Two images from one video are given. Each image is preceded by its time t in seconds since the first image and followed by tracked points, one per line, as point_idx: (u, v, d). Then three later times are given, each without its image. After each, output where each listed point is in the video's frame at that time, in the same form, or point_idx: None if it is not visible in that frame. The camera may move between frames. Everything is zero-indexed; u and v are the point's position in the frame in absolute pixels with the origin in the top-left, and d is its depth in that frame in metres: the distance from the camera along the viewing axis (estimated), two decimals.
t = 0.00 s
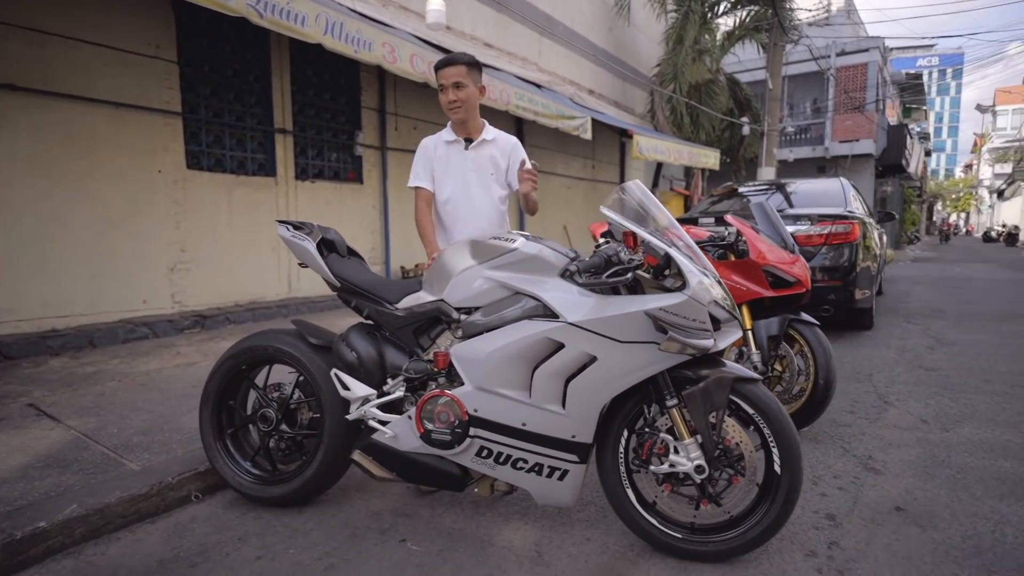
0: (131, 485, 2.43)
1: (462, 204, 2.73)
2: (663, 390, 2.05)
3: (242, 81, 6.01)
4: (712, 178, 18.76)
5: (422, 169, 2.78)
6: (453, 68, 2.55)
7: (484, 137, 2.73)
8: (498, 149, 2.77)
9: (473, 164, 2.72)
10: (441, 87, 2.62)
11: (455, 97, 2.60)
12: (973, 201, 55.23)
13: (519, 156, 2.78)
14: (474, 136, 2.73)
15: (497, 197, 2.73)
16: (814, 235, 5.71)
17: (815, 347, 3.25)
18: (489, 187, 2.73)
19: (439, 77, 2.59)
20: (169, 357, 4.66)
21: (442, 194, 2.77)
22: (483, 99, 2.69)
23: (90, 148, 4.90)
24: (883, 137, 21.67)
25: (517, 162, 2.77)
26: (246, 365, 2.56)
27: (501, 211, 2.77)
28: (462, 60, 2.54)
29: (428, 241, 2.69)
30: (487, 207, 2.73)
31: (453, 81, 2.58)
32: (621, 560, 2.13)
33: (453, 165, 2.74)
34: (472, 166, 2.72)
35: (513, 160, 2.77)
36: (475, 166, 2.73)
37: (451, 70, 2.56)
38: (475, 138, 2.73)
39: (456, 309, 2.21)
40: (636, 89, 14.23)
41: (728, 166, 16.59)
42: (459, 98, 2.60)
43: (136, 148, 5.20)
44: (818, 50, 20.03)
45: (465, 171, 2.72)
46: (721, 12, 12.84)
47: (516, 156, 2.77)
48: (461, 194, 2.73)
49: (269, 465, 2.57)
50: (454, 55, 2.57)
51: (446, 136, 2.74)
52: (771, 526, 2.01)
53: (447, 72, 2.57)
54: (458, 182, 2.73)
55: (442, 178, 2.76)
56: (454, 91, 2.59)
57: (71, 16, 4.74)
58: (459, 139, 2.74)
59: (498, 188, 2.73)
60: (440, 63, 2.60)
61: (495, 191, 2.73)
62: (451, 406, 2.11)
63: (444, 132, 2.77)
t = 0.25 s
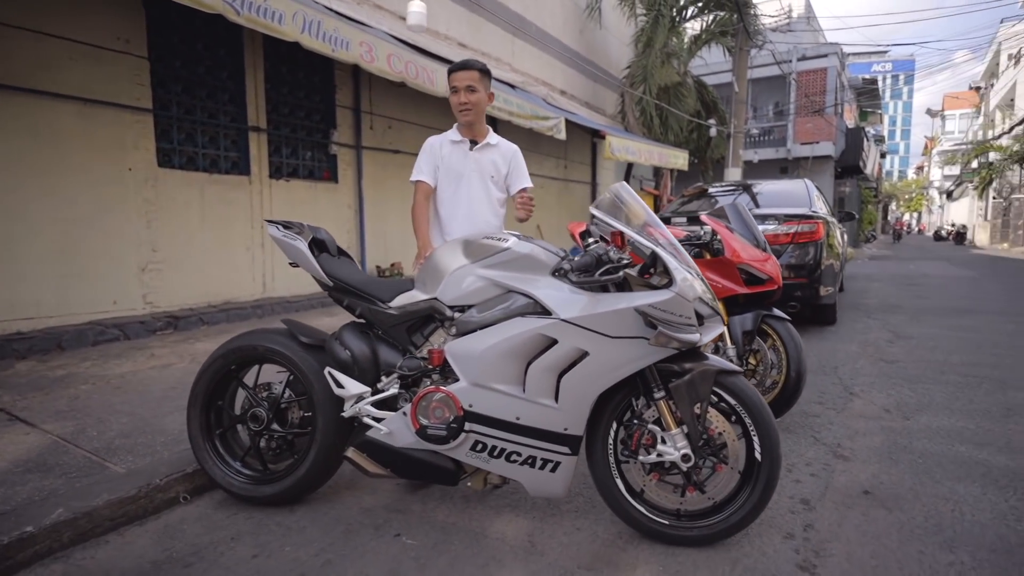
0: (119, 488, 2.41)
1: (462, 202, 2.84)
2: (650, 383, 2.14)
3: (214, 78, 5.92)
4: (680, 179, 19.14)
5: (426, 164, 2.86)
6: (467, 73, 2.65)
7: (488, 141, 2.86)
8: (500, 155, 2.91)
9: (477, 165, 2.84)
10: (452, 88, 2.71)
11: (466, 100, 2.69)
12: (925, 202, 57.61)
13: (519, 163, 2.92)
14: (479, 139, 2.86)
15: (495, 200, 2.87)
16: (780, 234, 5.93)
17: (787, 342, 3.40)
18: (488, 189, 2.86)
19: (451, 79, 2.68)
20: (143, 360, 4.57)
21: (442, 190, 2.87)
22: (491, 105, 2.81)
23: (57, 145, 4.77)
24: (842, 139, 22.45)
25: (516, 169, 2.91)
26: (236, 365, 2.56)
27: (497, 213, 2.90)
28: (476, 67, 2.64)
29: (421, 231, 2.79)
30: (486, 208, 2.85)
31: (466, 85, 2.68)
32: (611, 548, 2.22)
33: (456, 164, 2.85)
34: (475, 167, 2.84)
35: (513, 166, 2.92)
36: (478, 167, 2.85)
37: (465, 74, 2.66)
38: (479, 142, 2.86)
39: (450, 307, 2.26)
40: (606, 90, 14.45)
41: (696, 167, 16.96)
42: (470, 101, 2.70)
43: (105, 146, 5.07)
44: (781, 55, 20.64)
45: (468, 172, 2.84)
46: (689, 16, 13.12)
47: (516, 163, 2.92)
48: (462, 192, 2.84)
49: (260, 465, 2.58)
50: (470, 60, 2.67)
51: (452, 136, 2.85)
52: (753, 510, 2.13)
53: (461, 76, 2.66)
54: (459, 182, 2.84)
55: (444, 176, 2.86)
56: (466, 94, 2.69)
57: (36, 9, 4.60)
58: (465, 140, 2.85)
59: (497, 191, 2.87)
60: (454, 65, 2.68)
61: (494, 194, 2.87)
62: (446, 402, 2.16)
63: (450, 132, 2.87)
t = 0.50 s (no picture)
0: (110, 493, 2.40)
1: (452, 206, 2.91)
2: (639, 378, 2.25)
3: (187, 78, 5.85)
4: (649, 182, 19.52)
5: (416, 167, 2.92)
6: (462, 80, 2.72)
7: (480, 147, 2.94)
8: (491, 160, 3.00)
9: (468, 169, 2.92)
10: (446, 94, 2.78)
11: (461, 106, 2.75)
12: (878, 206, 59.94)
13: (509, 169, 3.01)
14: (471, 144, 2.93)
15: (485, 204, 2.95)
16: (749, 236, 6.18)
17: (760, 339, 3.56)
18: (478, 193, 2.94)
19: (446, 86, 2.74)
20: (118, 365, 4.49)
21: (433, 193, 2.94)
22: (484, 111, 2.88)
23: (26, 145, 4.65)
24: (803, 145, 23.25)
25: (506, 175, 3.00)
26: (229, 368, 2.58)
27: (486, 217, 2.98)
28: (471, 74, 2.71)
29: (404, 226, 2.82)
30: (475, 211, 2.93)
31: (461, 92, 2.74)
32: (602, 537, 2.31)
33: (447, 168, 2.92)
34: (466, 172, 2.91)
35: (503, 171, 3.00)
36: (469, 172, 2.93)
37: (460, 81, 2.72)
38: (471, 147, 2.94)
39: (446, 308, 2.33)
40: (577, 95, 14.66)
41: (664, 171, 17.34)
42: (465, 107, 2.77)
43: (75, 147, 4.96)
44: (744, 63, 21.28)
45: (459, 176, 2.91)
46: (657, 24, 13.45)
47: (506, 169, 3.00)
48: (452, 195, 2.91)
49: (254, 467, 2.59)
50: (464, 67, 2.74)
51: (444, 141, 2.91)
52: (735, 498, 2.26)
53: (456, 82, 2.73)
54: (450, 185, 2.92)
55: (435, 179, 2.93)
56: (461, 100, 2.75)
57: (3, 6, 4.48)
58: (456, 145, 2.92)
59: (486, 195, 2.96)
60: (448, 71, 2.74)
61: (484, 199, 2.95)
62: (444, 401, 2.23)
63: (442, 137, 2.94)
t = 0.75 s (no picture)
0: (102, 505, 2.37)
1: (434, 217, 2.97)
2: (630, 381, 2.35)
3: (160, 81, 5.74)
4: (620, 186, 19.85)
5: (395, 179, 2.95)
6: (434, 93, 2.72)
7: (460, 155, 2.96)
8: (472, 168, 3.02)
9: (449, 180, 2.95)
10: (420, 107, 2.78)
11: (436, 121, 2.78)
12: (837, 210, 62.10)
13: (491, 176, 3.05)
14: (451, 154, 2.95)
15: (470, 212, 3.01)
16: (720, 241, 6.39)
17: (737, 343, 3.72)
18: (461, 203, 2.98)
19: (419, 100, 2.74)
20: (91, 375, 4.38)
21: (414, 204, 2.99)
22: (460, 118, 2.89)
23: None
24: (766, 151, 23.97)
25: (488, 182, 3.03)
26: (221, 378, 2.57)
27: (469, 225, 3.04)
28: (442, 87, 2.70)
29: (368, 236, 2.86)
30: (458, 222, 2.99)
31: (435, 106, 2.76)
32: (596, 536, 2.40)
33: (428, 179, 2.95)
34: (447, 183, 2.95)
35: (485, 177, 3.04)
36: (451, 182, 2.96)
37: (432, 94, 2.72)
38: (451, 157, 2.95)
39: (443, 316, 2.38)
40: (549, 100, 14.82)
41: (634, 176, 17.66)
42: (440, 121, 2.79)
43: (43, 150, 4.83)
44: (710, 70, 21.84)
45: (441, 187, 2.95)
46: (627, 32, 13.76)
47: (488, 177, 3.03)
48: (434, 208, 2.97)
49: (247, 477, 2.59)
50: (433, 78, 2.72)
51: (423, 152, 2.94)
52: (721, 496, 2.37)
53: (427, 96, 2.73)
54: (433, 197, 2.96)
55: (416, 190, 2.97)
56: (434, 114, 2.77)
57: None
58: (437, 156, 2.94)
59: (470, 204, 3.00)
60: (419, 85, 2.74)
61: (467, 208, 3.01)
62: (442, 407, 2.29)
63: (422, 148, 2.96)
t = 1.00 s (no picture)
0: (94, 518, 2.32)
1: (423, 234, 2.86)
2: (625, 384, 2.42)
3: (131, 81, 5.60)
4: (591, 190, 20.09)
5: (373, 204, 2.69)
6: (410, 112, 2.48)
7: (441, 167, 2.77)
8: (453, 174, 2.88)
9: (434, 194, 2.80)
10: (393, 127, 2.52)
11: (410, 145, 2.56)
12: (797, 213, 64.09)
13: (474, 179, 2.96)
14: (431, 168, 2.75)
15: (459, 221, 2.94)
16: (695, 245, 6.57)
17: (719, 345, 3.82)
18: (447, 214, 2.89)
19: (393, 123, 2.48)
20: (63, 384, 4.24)
21: (397, 223, 2.82)
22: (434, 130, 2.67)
23: None
24: (731, 156, 24.61)
25: (473, 186, 2.96)
26: (215, 386, 2.54)
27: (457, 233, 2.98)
28: (416, 105, 2.46)
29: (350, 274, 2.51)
30: (448, 233, 2.92)
31: (407, 130, 2.53)
32: (593, 536, 2.46)
33: (411, 197, 2.78)
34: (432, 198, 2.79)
35: (468, 181, 2.94)
36: (435, 196, 2.81)
37: (407, 113, 2.48)
38: (431, 170, 2.75)
39: (443, 321, 2.40)
40: (522, 104, 14.94)
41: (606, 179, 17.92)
42: (416, 142, 2.57)
43: (8, 151, 4.65)
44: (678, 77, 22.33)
45: (426, 203, 2.80)
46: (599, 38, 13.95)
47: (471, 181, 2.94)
48: (422, 225, 2.84)
49: (242, 486, 2.56)
50: (406, 94, 2.47)
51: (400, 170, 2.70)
52: (713, 494, 2.45)
53: (403, 115, 2.48)
54: (419, 214, 2.81)
55: (399, 210, 2.79)
56: (412, 133, 2.54)
57: None
58: (416, 173, 2.73)
59: (456, 212, 2.92)
60: (390, 104, 2.45)
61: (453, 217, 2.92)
62: (443, 412, 2.31)
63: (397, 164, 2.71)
